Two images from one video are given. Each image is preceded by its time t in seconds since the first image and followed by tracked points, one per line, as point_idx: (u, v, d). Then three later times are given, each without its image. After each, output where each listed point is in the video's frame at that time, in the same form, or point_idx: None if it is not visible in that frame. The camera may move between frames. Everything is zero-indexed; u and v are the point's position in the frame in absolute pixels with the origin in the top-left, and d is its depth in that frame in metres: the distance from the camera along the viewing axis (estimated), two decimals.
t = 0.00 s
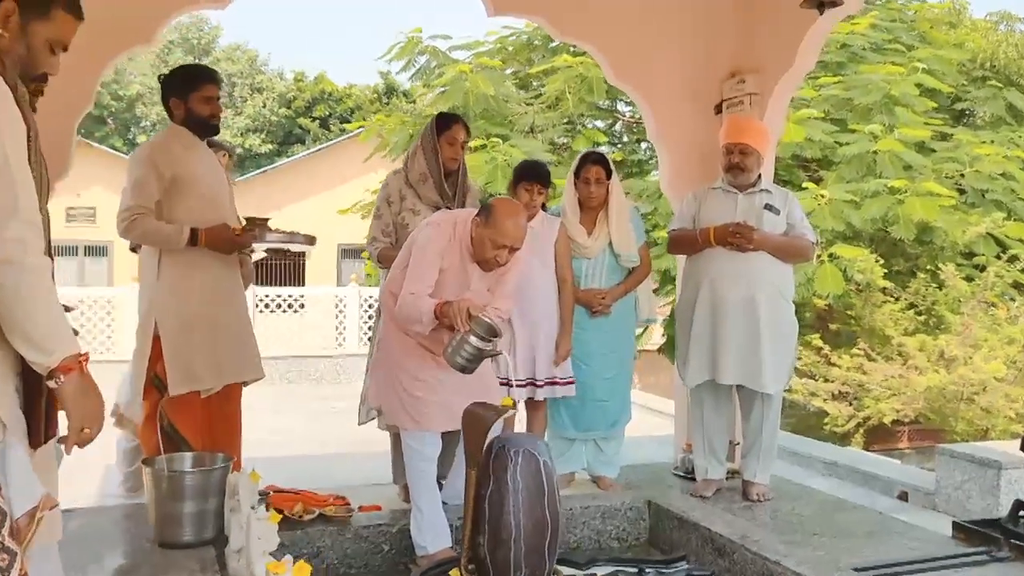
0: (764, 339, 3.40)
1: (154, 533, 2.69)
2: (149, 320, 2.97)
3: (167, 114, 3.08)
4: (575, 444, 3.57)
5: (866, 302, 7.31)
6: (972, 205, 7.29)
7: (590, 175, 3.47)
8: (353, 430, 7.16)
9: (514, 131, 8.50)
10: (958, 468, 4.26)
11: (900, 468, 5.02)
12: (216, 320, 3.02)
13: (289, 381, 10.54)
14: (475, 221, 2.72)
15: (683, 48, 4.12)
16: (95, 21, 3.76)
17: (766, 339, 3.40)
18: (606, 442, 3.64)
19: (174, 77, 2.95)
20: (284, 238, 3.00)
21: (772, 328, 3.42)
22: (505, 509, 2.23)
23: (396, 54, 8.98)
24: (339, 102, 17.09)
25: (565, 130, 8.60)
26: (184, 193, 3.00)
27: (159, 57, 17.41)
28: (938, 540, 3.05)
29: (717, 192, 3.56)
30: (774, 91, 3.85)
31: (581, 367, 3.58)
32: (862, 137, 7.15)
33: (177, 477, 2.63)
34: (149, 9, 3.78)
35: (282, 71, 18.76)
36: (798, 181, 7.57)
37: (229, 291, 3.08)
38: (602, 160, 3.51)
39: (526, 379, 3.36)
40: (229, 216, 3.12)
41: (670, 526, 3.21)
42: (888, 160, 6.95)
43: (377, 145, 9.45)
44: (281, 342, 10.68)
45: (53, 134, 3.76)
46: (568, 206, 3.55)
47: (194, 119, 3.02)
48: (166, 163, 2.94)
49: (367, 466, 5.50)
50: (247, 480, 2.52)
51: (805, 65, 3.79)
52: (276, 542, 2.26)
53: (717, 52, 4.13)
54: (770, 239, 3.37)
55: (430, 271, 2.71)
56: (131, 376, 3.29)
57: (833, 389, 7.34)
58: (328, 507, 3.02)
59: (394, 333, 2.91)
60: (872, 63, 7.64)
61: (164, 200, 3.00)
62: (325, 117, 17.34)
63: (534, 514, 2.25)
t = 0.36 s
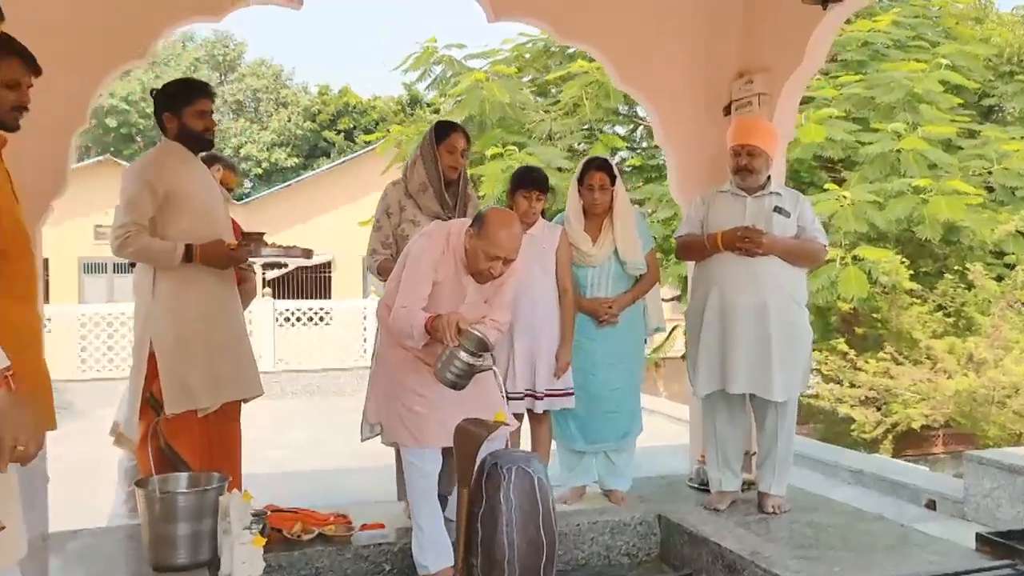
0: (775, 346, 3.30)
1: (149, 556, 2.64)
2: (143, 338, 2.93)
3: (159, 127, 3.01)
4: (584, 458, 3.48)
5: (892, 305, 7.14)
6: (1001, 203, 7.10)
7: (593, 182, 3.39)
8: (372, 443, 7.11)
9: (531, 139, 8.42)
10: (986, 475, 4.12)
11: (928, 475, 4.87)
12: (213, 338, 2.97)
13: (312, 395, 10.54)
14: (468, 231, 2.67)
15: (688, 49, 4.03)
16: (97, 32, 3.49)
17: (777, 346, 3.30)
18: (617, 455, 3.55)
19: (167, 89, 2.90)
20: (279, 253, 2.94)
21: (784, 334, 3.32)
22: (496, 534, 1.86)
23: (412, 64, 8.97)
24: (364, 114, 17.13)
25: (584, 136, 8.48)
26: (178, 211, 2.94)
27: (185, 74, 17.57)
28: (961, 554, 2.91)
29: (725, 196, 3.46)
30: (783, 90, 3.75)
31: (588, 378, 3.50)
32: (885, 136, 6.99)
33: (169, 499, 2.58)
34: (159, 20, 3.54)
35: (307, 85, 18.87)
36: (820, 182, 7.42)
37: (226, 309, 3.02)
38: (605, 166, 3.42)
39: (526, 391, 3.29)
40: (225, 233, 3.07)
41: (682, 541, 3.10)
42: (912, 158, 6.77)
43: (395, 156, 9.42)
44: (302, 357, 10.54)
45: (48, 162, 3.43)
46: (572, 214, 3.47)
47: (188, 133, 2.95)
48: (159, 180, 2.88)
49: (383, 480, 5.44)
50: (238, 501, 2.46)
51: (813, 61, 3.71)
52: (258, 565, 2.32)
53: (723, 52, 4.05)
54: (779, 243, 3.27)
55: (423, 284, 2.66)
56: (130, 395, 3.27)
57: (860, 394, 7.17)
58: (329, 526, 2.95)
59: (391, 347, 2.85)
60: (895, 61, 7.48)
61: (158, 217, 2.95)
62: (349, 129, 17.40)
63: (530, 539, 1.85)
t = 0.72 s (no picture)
0: (813, 343, 3.19)
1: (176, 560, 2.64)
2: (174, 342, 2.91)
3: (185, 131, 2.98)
4: (618, 459, 3.42)
5: (944, 298, 6.95)
6: None
7: (623, 177, 3.32)
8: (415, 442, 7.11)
9: (570, 135, 8.33)
10: None
11: (981, 474, 4.71)
12: (241, 339, 2.95)
13: (358, 395, 10.60)
14: (491, 231, 2.61)
15: (721, 39, 3.93)
16: (97, 32, 3.39)
17: (815, 343, 3.20)
18: (653, 456, 3.48)
19: (190, 93, 2.86)
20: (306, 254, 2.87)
21: (822, 330, 3.22)
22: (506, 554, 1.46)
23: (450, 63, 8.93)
24: (408, 114, 17.16)
25: (624, 131, 8.30)
26: (204, 215, 2.92)
27: (232, 78, 17.80)
28: (1010, 558, 2.78)
29: (760, 189, 3.36)
30: (820, 79, 3.64)
31: (621, 378, 3.43)
32: (934, 124, 6.76)
33: (195, 503, 2.56)
34: (161, 15, 3.44)
35: (352, 85, 18.97)
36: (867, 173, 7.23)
37: (253, 311, 3.01)
38: (635, 161, 3.34)
39: (554, 391, 3.27)
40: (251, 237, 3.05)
41: (718, 545, 3.01)
42: (962, 147, 6.55)
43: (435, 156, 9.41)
44: (346, 357, 10.59)
45: (70, 172, 3.33)
46: (602, 212, 3.40)
47: (213, 137, 2.91)
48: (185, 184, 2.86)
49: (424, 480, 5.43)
50: (261, 506, 2.43)
51: (852, 48, 3.59)
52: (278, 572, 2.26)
53: (757, 42, 3.95)
54: (815, 236, 3.17)
55: (446, 285, 2.63)
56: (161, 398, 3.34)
57: (911, 391, 7.06)
58: (357, 530, 2.93)
59: (416, 349, 2.81)
60: (944, 47, 7.25)
61: (185, 221, 2.92)
62: (394, 129, 17.48)
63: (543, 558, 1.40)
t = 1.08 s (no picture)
0: (830, 329, 3.09)
1: (176, 558, 2.60)
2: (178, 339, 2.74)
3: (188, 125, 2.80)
4: (630, 450, 3.34)
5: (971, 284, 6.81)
6: None
7: (632, 162, 3.24)
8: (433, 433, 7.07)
9: (589, 121, 8.21)
10: None
11: (1009, 463, 4.58)
12: (246, 329, 2.74)
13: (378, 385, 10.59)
14: (492, 218, 2.54)
15: (735, 19, 3.82)
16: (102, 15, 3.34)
17: (833, 330, 3.10)
18: (666, 448, 3.40)
19: (190, 85, 2.68)
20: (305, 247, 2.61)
21: (840, 316, 3.11)
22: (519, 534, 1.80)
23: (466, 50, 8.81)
24: (430, 103, 17.08)
25: (643, 117, 8.20)
26: (205, 208, 2.72)
27: (255, 70, 17.81)
28: None
29: (774, 172, 3.26)
30: (836, 59, 3.52)
31: (633, 367, 3.35)
32: (960, 105, 6.58)
33: (193, 499, 2.52)
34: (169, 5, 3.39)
35: (375, 76, 18.91)
36: (892, 156, 7.07)
37: (261, 303, 2.78)
38: (644, 145, 3.26)
39: (562, 381, 3.17)
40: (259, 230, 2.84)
41: (729, 539, 2.93)
42: (989, 128, 6.37)
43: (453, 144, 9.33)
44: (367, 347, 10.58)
45: (68, 164, 3.31)
46: (611, 198, 3.32)
47: (213, 131, 2.73)
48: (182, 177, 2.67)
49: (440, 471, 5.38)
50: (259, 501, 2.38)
51: (869, 26, 3.47)
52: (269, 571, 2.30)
53: (772, 21, 3.83)
54: (830, 220, 3.07)
55: (445, 274, 2.56)
56: (168, 390, 3.33)
57: (937, 378, 6.92)
58: (360, 526, 2.87)
59: (417, 340, 2.75)
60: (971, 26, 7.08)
61: (185, 215, 2.74)
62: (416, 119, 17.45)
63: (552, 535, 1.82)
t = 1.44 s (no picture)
0: (829, 331, 3.02)
1: (156, 560, 2.55)
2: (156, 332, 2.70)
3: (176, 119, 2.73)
4: (625, 452, 3.28)
5: (978, 284, 6.72)
6: None
7: (628, 159, 3.17)
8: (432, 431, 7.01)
9: (593, 117, 8.13)
10: None
11: (1014, 468, 4.50)
12: (223, 326, 2.67)
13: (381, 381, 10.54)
14: (483, 217, 2.48)
15: (736, 14, 3.74)
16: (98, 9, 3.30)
17: (832, 331, 3.03)
18: (662, 450, 3.34)
19: (178, 77, 2.60)
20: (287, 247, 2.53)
21: (839, 317, 3.05)
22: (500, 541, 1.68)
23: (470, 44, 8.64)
24: (438, 98, 17.01)
25: (649, 114, 8.16)
26: (189, 202, 2.66)
27: (263, 64, 17.75)
28: None
29: (773, 170, 3.19)
30: (838, 55, 3.45)
31: (628, 368, 3.28)
32: (969, 102, 6.47)
33: (174, 500, 2.47)
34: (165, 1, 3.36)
35: (383, 70, 18.85)
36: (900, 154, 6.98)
37: (243, 300, 2.72)
38: (641, 142, 3.20)
39: (556, 381, 3.11)
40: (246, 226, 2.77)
41: (724, 545, 2.87)
42: (998, 127, 6.28)
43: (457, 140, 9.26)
44: (369, 343, 10.53)
45: (55, 158, 3.27)
46: (608, 196, 3.25)
47: (201, 126, 2.66)
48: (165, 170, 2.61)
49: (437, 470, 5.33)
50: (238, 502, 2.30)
51: (873, 20, 3.39)
52: None
53: (774, 16, 3.75)
54: (830, 220, 3.00)
55: (433, 273, 2.50)
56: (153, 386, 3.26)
57: (942, 380, 6.84)
58: (346, 527, 2.83)
59: (405, 340, 2.69)
60: (981, 23, 6.98)
61: (170, 209, 2.68)
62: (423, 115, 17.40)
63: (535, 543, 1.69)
